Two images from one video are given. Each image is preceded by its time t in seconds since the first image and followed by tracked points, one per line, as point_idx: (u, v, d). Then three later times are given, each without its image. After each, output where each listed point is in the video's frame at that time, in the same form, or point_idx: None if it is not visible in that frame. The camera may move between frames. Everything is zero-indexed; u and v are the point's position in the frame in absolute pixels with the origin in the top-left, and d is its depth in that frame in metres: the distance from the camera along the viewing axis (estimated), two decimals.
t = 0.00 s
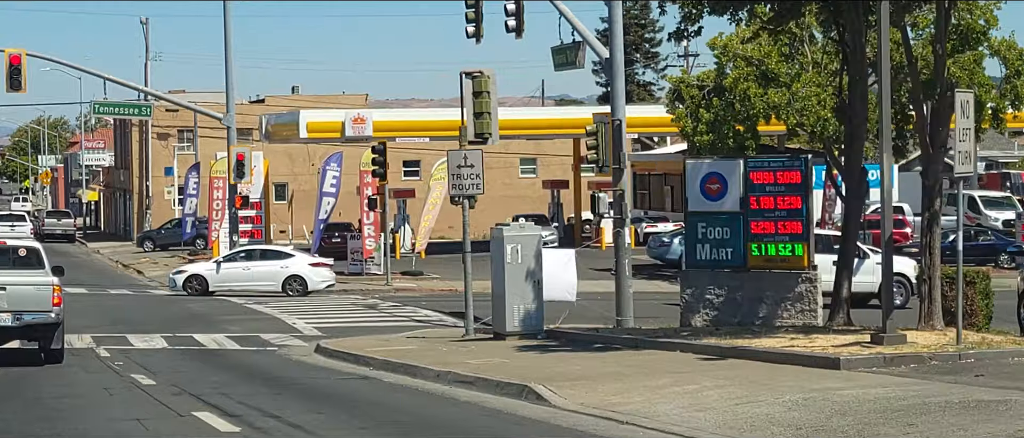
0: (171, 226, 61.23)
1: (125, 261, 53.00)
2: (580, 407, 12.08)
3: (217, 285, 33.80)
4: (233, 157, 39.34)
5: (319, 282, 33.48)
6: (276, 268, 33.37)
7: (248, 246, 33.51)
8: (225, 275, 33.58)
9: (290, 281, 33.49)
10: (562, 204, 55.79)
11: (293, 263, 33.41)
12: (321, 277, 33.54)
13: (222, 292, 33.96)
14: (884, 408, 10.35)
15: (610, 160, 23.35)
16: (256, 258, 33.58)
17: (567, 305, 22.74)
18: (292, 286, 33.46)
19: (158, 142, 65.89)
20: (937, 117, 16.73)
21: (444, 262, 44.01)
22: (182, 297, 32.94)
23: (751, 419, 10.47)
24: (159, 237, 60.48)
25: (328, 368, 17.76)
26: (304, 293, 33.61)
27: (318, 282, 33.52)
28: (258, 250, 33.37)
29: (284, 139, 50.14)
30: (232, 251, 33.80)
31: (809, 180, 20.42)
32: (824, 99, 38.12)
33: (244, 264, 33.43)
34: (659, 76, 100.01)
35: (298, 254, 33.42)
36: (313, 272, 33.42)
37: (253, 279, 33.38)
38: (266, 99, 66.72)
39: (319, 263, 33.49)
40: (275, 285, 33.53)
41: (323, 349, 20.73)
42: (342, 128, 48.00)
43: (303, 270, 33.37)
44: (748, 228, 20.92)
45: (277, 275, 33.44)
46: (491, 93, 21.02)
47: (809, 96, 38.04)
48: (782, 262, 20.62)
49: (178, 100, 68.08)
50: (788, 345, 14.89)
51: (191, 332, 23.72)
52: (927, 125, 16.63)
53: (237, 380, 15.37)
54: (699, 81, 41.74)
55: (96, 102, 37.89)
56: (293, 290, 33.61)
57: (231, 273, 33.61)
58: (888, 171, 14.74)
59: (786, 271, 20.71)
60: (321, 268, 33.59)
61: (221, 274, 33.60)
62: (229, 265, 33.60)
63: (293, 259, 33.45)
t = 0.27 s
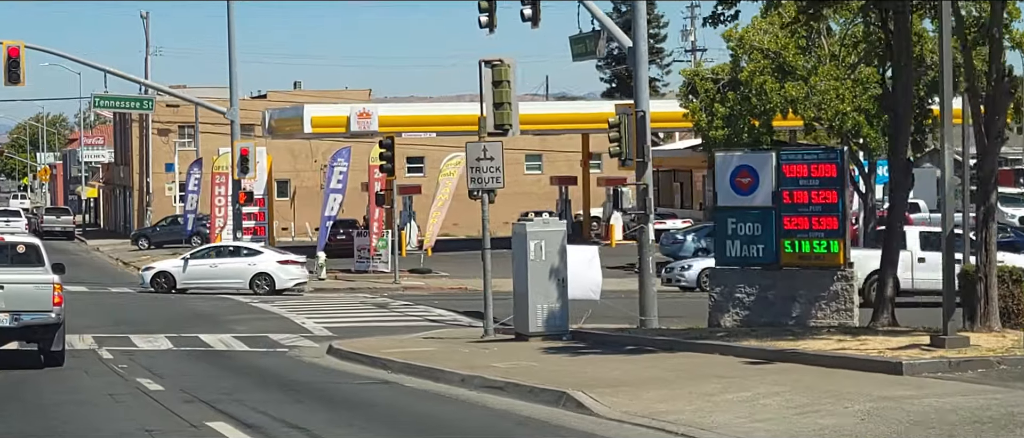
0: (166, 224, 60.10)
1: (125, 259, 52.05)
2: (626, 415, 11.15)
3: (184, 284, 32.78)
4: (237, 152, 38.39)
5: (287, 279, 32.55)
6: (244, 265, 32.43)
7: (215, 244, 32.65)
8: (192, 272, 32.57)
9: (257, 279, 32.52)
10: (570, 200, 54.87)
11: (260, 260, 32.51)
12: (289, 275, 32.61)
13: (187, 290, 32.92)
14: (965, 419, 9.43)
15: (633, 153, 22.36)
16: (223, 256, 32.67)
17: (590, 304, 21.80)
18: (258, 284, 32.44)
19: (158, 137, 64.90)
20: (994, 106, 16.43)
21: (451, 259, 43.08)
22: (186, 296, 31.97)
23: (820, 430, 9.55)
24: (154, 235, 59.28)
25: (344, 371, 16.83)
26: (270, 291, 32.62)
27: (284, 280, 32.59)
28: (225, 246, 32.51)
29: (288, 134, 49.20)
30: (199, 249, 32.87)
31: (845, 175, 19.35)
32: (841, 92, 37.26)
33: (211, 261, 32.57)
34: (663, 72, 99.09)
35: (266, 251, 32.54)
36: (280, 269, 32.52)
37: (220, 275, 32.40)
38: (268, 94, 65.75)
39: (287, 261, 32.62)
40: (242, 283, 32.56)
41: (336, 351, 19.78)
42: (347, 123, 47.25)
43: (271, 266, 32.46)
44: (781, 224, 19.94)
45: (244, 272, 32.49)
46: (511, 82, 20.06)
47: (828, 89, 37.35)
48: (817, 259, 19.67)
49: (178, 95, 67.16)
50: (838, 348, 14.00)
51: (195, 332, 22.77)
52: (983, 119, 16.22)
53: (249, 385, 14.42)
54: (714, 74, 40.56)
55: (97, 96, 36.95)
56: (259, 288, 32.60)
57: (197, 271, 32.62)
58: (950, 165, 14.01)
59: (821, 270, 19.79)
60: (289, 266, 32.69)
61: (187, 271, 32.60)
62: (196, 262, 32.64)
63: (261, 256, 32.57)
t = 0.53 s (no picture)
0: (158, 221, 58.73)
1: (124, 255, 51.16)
2: (673, 420, 10.29)
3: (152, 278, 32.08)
4: (239, 145, 37.51)
5: (252, 275, 31.59)
6: (208, 260, 31.56)
7: (183, 237, 31.76)
8: (158, 267, 31.79)
9: (223, 274, 31.64)
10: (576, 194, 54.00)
11: (226, 255, 31.58)
12: (255, 271, 31.65)
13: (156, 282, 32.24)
14: None
15: (655, 143, 21.45)
16: (190, 250, 31.79)
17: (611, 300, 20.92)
18: (224, 280, 31.59)
19: (157, 131, 63.96)
20: None
21: (457, 254, 42.22)
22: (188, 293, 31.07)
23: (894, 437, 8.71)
24: (146, 231, 57.68)
25: (360, 371, 15.98)
26: (237, 286, 31.76)
27: (251, 275, 31.64)
28: (191, 240, 31.59)
29: (290, 128, 48.28)
30: (167, 242, 32.03)
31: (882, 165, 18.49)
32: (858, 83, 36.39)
33: (177, 256, 31.73)
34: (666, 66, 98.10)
35: (232, 245, 31.57)
36: (246, 264, 31.56)
37: (184, 271, 31.57)
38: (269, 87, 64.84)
39: (254, 255, 31.62)
40: (208, 278, 31.70)
41: (348, 349, 18.91)
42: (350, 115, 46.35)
43: (236, 262, 31.50)
44: (814, 217, 19.08)
45: (210, 267, 31.64)
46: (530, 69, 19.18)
47: (844, 81, 36.40)
48: (851, 253, 18.83)
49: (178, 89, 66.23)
50: (888, 347, 13.16)
51: (199, 330, 21.90)
52: None
53: (261, 388, 13.55)
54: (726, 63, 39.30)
55: (95, 87, 36.05)
56: (226, 283, 31.74)
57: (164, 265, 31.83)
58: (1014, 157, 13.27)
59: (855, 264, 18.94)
60: (256, 261, 31.71)
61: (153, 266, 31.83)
62: (162, 256, 31.83)
63: (226, 251, 31.61)
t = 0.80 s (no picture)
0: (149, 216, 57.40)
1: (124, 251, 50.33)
2: (727, 428, 9.49)
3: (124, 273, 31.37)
4: (242, 139, 36.66)
5: (218, 271, 30.90)
6: (175, 256, 30.83)
7: (152, 232, 31.04)
8: (127, 262, 31.14)
9: (189, 269, 30.90)
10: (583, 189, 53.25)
11: (193, 250, 30.83)
12: (221, 266, 30.96)
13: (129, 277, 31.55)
14: None
15: (678, 133, 20.55)
16: (158, 245, 31.08)
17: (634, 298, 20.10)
18: (191, 276, 30.86)
19: (157, 126, 63.10)
20: None
21: (465, 251, 41.42)
22: (190, 289, 30.25)
23: None
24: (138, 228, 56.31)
25: (377, 373, 15.17)
26: (203, 282, 31.05)
27: (216, 271, 30.96)
28: (159, 235, 30.90)
29: (293, 122, 47.45)
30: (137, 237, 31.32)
31: (920, 156, 17.89)
32: (874, 76, 35.63)
33: (146, 251, 31.02)
34: (670, 61, 97.30)
35: (199, 241, 30.85)
36: (212, 260, 30.86)
37: (152, 267, 30.89)
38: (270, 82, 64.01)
39: (219, 251, 30.95)
40: (174, 273, 30.99)
41: (360, 349, 18.10)
42: (354, 109, 45.48)
43: (202, 258, 30.78)
44: (847, 211, 18.30)
45: (177, 262, 30.91)
46: (552, 57, 18.37)
47: (861, 73, 35.70)
48: (887, 249, 18.09)
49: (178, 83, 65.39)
50: (945, 349, 12.36)
51: (205, 329, 21.09)
52: None
53: (275, 392, 12.73)
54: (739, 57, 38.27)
55: (95, 80, 35.23)
56: (192, 279, 31.01)
57: (133, 260, 31.18)
58: None
59: (891, 260, 18.15)
60: (222, 256, 31.04)
61: (123, 261, 31.15)
62: (132, 251, 31.16)
63: (194, 246, 30.88)
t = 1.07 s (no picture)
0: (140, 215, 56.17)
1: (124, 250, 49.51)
2: None
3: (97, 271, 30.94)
4: (245, 135, 35.83)
5: (184, 270, 30.15)
6: (141, 253, 30.23)
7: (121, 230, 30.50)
8: (97, 261, 30.68)
9: (156, 268, 30.25)
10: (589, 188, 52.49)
11: (159, 248, 30.15)
12: (187, 266, 30.19)
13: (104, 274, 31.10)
14: None
15: (702, 127, 19.77)
16: (129, 243, 30.55)
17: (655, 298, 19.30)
18: (157, 274, 30.21)
19: (156, 124, 62.26)
20: None
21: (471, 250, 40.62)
22: (192, 290, 29.47)
23: None
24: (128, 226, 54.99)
25: (393, 379, 14.39)
26: (170, 281, 30.35)
27: (182, 270, 30.21)
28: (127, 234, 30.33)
29: (295, 119, 46.67)
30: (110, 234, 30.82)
31: (959, 149, 17.05)
32: (891, 70, 34.80)
33: (114, 249, 30.51)
34: (673, 59, 96.52)
35: (165, 239, 30.15)
36: (177, 259, 30.12)
37: (120, 266, 30.39)
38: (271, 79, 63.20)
39: (185, 250, 30.18)
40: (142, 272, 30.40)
41: (373, 352, 17.34)
42: (358, 105, 44.60)
43: (167, 257, 30.06)
44: (882, 207, 17.50)
45: (144, 260, 30.31)
46: (572, 46, 17.56)
47: (877, 66, 34.80)
48: (924, 247, 17.28)
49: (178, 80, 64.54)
50: (1004, 353, 11.61)
51: (210, 330, 20.29)
52: None
53: (288, 399, 11.96)
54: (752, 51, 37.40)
55: (94, 75, 34.42)
56: (160, 278, 30.35)
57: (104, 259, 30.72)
58: None
59: (927, 258, 17.33)
60: (188, 255, 30.27)
61: (93, 260, 30.70)
62: (102, 249, 30.68)
63: (160, 244, 30.18)
